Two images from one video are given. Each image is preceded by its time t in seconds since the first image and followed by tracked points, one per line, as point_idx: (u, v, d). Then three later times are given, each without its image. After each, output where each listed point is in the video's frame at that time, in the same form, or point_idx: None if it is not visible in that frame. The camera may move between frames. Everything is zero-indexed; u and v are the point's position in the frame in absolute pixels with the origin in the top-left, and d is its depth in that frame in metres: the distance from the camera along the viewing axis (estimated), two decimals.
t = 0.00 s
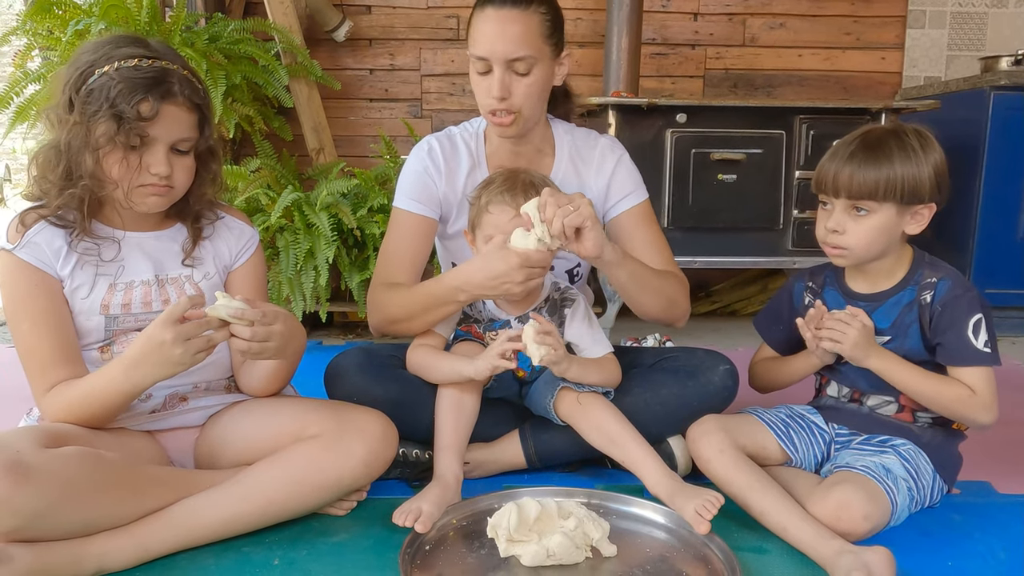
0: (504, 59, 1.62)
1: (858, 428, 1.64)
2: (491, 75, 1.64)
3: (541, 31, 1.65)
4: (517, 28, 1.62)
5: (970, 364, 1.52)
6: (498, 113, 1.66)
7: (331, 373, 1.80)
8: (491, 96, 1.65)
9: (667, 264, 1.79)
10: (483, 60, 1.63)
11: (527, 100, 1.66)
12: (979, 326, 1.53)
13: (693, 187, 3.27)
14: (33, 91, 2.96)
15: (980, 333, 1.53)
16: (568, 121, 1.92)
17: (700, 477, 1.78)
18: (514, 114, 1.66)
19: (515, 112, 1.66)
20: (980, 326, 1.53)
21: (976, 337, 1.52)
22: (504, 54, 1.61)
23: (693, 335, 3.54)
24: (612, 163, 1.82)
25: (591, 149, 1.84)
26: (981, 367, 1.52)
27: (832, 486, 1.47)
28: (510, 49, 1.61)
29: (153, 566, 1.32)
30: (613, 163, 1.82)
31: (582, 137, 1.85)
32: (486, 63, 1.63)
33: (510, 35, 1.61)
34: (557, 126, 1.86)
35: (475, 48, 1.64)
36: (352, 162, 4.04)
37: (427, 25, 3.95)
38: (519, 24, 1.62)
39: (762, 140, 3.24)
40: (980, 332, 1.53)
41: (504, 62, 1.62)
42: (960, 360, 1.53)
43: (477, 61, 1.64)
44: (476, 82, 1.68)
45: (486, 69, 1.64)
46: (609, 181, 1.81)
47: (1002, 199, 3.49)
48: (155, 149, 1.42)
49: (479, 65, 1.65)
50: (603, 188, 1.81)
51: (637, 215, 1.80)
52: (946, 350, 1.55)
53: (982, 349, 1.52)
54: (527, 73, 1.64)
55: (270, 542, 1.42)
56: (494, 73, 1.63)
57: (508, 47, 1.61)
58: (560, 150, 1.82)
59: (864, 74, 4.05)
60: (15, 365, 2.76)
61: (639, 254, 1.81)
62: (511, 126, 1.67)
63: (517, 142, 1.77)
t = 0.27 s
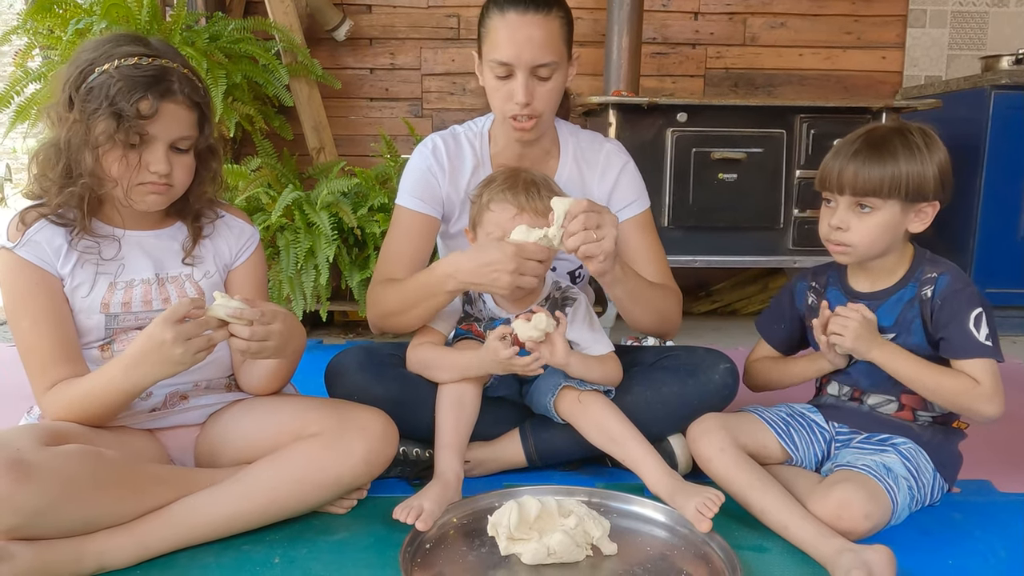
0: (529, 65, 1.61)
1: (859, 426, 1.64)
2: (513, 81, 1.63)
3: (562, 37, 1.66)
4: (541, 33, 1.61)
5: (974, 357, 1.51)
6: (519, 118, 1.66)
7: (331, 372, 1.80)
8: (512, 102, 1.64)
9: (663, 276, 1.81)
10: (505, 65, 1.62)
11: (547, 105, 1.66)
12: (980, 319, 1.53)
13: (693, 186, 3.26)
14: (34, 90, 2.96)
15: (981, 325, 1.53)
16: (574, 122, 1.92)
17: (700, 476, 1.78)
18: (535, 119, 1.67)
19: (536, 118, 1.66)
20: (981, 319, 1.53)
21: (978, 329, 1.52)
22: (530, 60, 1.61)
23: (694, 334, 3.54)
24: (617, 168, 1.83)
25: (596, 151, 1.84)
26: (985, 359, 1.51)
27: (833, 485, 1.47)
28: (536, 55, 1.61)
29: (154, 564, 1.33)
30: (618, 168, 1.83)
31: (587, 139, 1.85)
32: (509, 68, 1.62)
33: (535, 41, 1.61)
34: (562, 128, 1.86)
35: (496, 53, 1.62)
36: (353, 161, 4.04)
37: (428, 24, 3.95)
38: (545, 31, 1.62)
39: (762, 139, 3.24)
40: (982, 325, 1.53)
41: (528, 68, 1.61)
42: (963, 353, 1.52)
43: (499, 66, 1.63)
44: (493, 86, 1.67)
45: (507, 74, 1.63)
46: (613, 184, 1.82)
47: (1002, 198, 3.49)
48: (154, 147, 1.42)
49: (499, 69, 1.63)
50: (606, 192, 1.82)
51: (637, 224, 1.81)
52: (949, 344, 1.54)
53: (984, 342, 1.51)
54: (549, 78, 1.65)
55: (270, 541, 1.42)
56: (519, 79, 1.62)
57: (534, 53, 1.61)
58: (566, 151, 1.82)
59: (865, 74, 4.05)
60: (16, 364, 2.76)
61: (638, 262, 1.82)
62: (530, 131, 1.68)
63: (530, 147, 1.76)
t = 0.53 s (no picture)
0: (542, 65, 1.61)
1: (860, 427, 1.64)
2: (525, 81, 1.63)
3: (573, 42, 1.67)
4: (552, 33, 1.62)
5: (970, 343, 1.51)
6: (530, 119, 1.65)
7: (331, 371, 1.80)
8: (524, 102, 1.64)
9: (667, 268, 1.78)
10: (518, 65, 1.62)
11: (558, 105, 1.66)
12: (975, 309, 1.54)
13: (693, 186, 3.26)
14: (34, 90, 2.96)
15: (976, 314, 1.54)
16: (582, 125, 1.93)
17: (700, 475, 1.78)
18: (546, 119, 1.66)
19: (547, 119, 1.65)
20: (976, 309, 1.55)
21: (973, 317, 1.53)
22: (543, 60, 1.61)
23: (693, 333, 3.54)
24: (626, 171, 1.82)
25: (601, 153, 1.84)
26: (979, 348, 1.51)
27: (833, 485, 1.47)
28: (549, 55, 1.61)
29: (154, 563, 1.32)
30: (626, 172, 1.82)
31: (594, 142, 1.86)
32: (521, 68, 1.62)
33: (548, 41, 1.61)
34: (568, 130, 1.87)
35: (508, 53, 1.62)
36: (353, 161, 4.04)
37: (428, 24, 3.95)
38: (556, 31, 1.63)
39: (762, 139, 3.24)
40: (977, 314, 1.53)
41: (541, 68, 1.62)
42: (960, 341, 1.52)
43: (510, 66, 1.63)
44: (503, 86, 1.66)
45: (519, 73, 1.63)
46: (617, 186, 1.81)
47: (1002, 198, 3.49)
48: (155, 145, 1.42)
49: (510, 69, 1.63)
50: (613, 196, 1.81)
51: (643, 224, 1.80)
52: (945, 332, 1.55)
53: (980, 330, 1.52)
54: (560, 78, 1.65)
55: (270, 540, 1.42)
56: (531, 78, 1.62)
57: (548, 53, 1.61)
58: (571, 153, 1.82)
59: (865, 74, 4.05)
60: (15, 363, 2.76)
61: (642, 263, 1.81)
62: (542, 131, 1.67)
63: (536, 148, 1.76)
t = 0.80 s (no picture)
0: (556, 63, 1.62)
1: (859, 426, 1.63)
2: (538, 78, 1.63)
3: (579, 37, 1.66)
4: (563, 31, 1.62)
5: (971, 347, 1.51)
6: (543, 117, 1.65)
7: (331, 372, 1.80)
8: (537, 100, 1.64)
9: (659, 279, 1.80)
10: (531, 62, 1.62)
11: (570, 102, 1.67)
12: (977, 311, 1.53)
13: (693, 187, 3.26)
14: (33, 90, 2.96)
15: (978, 317, 1.53)
16: (583, 127, 1.92)
17: (700, 476, 1.78)
18: (558, 117, 1.66)
19: (559, 117, 1.66)
20: (978, 311, 1.54)
21: (975, 321, 1.52)
22: (557, 58, 1.62)
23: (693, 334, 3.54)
24: (626, 173, 1.82)
25: (602, 154, 1.84)
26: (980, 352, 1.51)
27: (833, 486, 1.47)
28: (562, 52, 1.62)
29: (153, 564, 1.32)
30: (626, 175, 1.82)
31: (595, 143, 1.85)
32: (534, 66, 1.62)
33: (561, 38, 1.62)
34: (569, 130, 1.86)
35: (520, 51, 1.62)
36: (352, 161, 4.04)
37: (428, 24, 3.94)
38: (565, 30, 1.63)
39: (762, 139, 3.23)
40: (979, 317, 1.53)
41: (554, 65, 1.62)
42: (961, 344, 1.52)
43: (523, 64, 1.63)
44: (513, 84, 1.65)
45: (533, 72, 1.63)
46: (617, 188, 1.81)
47: (1002, 198, 3.49)
48: (165, 141, 1.44)
49: (523, 67, 1.63)
50: (613, 198, 1.81)
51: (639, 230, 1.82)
52: (946, 335, 1.54)
53: (982, 333, 1.51)
54: (573, 75, 1.65)
55: (269, 541, 1.42)
56: (544, 76, 1.62)
57: (561, 50, 1.62)
58: (572, 154, 1.82)
59: (865, 74, 4.05)
60: (15, 364, 2.76)
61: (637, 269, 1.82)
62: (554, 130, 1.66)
63: (540, 148, 1.76)
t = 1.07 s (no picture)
0: (557, 57, 1.62)
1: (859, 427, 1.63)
2: (539, 73, 1.63)
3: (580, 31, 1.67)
4: (564, 26, 1.63)
5: (968, 362, 1.51)
6: (543, 112, 1.65)
7: (331, 373, 1.79)
8: (537, 94, 1.64)
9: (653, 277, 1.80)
10: (532, 56, 1.62)
11: (570, 97, 1.66)
12: (977, 325, 1.52)
13: (693, 187, 3.26)
14: (33, 91, 2.96)
15: (978, 331, 1.52)
16: (581, 125, 1.92)
17: (700, 478, 1.78)
18: (559, 112, 1.66)
19: (559, 110, 1.66)
20: (978, 325, 1.53)
21: (974, 335, 1.51)
22: (558, 51, 1.62)
23: (693, 335, 3.54)
24: (623, 171, 1.82)
25: (601, 154, 1.84)
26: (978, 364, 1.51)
27: (833, 488, 1.47)
28: (564, 46, 1.62)
29: (153, 566, 1.32)
30: (623, 173, 1.82)
31: (594, 141, 1.85)
32: (535, 60, 1.62)
33: (562, 32, 1.62)
34: (568, 129, 1.86)
35: (522, 45, 1.62)
36: (352, 162, 4.04)
37: (428, 25, 3.94)
38: (566, 25, 1.63)
39: (762, 140, 3.23)
40: (979, 331, 1.52)
41: (556, 59, 1.62)
42: (958, 359, 1.52)
43: (525, 58, 1.62)
44: (514, 80, 1.65)
45: (533, 65, 1.63)
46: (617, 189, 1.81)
47: (1002, 199, 3.49)
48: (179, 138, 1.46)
49: (524, 62, 1.63)
50: (610, 196, 1.81)
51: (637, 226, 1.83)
52: (943, 349, 1.54)
53: (980, 347, 1.51)
54: (573, 69, 1.65)
55: (270, 543, 1.42)
56: (545, 70, 1.62)
57: (563, 44, 1.62)
58: (571, 153, 1.82)
59: (865, 75, 4.05)
60: (15, 365, 2.76)
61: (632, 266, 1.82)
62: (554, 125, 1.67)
63: (540, 145, 1.75)
